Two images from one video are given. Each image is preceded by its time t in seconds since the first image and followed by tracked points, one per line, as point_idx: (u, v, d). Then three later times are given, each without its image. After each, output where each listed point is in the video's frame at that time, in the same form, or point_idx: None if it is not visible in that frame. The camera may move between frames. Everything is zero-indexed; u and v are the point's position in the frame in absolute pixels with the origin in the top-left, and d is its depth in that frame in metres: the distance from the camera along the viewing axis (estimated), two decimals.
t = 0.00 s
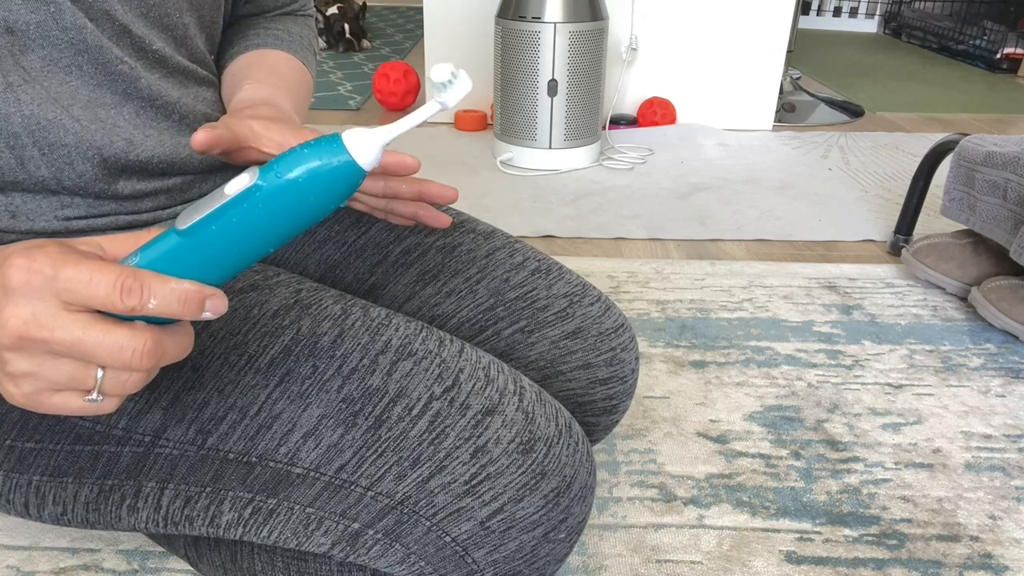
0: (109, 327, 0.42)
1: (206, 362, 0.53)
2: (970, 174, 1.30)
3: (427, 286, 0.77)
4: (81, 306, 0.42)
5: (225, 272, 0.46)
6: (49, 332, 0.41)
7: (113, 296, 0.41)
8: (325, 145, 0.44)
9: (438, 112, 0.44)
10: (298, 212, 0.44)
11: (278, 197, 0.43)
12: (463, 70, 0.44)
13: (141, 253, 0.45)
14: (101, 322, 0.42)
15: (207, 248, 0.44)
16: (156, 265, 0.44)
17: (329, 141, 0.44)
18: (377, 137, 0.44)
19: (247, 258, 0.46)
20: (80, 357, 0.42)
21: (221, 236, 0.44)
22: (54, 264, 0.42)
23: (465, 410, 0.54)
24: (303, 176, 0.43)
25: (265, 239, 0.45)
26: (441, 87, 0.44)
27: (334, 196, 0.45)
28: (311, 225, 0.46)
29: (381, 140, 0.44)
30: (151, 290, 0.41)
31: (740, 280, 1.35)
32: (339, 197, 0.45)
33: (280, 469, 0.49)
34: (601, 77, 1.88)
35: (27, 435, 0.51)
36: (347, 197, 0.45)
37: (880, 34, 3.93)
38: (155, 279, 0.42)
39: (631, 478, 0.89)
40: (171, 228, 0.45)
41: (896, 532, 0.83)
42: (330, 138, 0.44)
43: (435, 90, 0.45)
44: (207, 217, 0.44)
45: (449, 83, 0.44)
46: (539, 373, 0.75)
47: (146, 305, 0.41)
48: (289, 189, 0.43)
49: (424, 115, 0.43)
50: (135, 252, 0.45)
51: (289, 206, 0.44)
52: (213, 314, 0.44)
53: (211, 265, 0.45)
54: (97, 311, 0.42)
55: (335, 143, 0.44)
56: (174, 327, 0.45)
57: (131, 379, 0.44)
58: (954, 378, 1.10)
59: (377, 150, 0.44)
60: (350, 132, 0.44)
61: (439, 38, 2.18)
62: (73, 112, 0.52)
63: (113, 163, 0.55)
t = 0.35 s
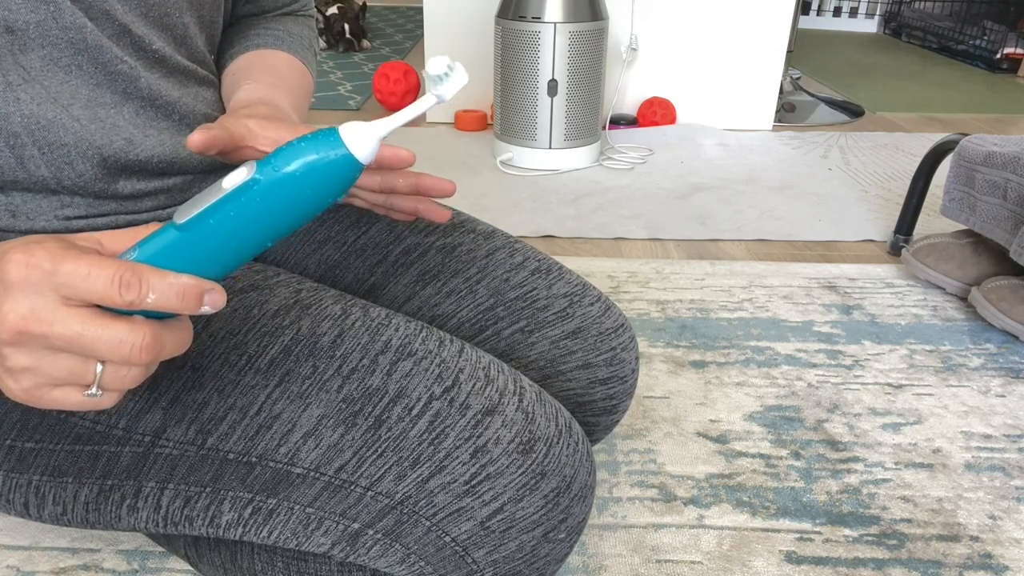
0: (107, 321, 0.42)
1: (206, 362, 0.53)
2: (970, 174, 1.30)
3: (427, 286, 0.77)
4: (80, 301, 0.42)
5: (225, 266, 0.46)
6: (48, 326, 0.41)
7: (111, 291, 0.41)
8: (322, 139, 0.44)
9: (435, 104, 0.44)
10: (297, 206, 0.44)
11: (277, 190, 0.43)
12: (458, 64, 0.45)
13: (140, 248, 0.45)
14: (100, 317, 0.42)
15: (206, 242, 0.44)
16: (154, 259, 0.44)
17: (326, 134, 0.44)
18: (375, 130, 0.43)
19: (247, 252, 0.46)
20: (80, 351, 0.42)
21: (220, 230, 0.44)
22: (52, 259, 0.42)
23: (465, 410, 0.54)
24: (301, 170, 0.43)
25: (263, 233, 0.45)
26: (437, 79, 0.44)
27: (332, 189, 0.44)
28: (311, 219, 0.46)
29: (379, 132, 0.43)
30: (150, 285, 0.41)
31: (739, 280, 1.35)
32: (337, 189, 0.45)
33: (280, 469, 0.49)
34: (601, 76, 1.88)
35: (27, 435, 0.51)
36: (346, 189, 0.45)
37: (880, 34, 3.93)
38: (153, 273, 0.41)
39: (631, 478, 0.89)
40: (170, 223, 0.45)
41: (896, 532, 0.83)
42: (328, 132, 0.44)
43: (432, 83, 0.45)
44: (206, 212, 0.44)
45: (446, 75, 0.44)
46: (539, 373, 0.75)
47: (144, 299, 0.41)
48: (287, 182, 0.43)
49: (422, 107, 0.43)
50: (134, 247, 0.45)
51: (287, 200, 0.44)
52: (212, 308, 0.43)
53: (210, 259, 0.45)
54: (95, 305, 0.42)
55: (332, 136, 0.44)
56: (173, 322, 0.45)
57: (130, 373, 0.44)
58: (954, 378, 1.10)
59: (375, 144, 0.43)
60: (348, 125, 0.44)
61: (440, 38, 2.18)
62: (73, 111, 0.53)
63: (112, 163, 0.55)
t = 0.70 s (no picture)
0: (105, 333, 0.42)
1: (206, 362, 0.53)
2: (970, 174, 1.30)
3: (427, 286, 0.77)
4: (78, 312, 0.42)
5: (224, 279, 0.46)
6: (46, 338, 0.41)
7: (110, 303, 0.41)
8: (323, 153, 0.43)
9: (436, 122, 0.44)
10: (297, 220, 0.44)
11: (277, 204, 0.43)
12: (461, 81, 0.44)
13: (139, 260, 0.45)
14: (99, 328, 0.42)
15: (205, 256, 0.44)
16: (153, 272, 0.44)
17: (327, 149, 0.43)
18: (375, 147, 0.43)
19: (247, 264, 0.46)
20: (77, 363, 0.42)
21: (220, 243, 0.44)
22: (51, 271, 0.42)
23: (465, 410, 0.54)
24: (301, 185, 0.43)
25: (263, 246, 0.45)
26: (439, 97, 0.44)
27: (332, 203, 0.44)
28: (310, 232, 0.46)
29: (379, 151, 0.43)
30: (148, 297, 0.41)
31: (740, 280, 1.35)
32: (337, 204, 0.44)
33: (280, 469, 0.49)
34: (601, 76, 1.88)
35: (27, 436, 0.51)
36: (346, 204, 0.45)
37: (880, 34, 3.93)
38: (153, 287, 0.42)
39: (631, 478, 0.89)
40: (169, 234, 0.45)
41: (896, 532, 0.83)
42: (329, 147, 0.44)
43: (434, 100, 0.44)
44: (206, 225, 0.44)
45: (448, 93, 0.44)
46: (539, 373, 0.75)
47: (143, 312, 0.41)
48: (289, 197, 0.43)
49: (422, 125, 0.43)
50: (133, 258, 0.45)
51: (288, 214, 0.44)
52: (210, 321, 0.43)
53: (209, 271, 0.45)
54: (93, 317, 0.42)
55: (333, 151, 0.43)
56: (170, 334, 0.45)
57: (128, 385, 0.44)
58: (954, 378, 1.10)
59: (374, 161, 0.43)
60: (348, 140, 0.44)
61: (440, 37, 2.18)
62: (73, 113, 0.52)
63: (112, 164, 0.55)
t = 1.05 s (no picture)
0: (128, 275, 0.41)
1: (206, 362, 0.53)
2: (970, 174, 1.30)
3: (428, 286, 0.77)
4: (98, 257, 0.41)
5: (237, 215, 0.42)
6: (68, 283, 0.41)
7: (130, 245, 0.40)
8: (334, 81, 0.37)
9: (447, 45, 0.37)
10: (307, 155, 0.39)
11: (287, 139, 0.38)
12: None
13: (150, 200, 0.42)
14: (122, 271, 0.41)
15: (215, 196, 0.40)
16: (166, 211, 0.41)
17: (338, 76, 0.38)
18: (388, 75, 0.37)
19: (259, 200, 0.41)
20: (102, 307, 0.42)
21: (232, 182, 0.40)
22: (67, 216, 0.41)
23: (465, 411, 0.54)
24: (310, 118, 0.37)
25: (274, 183, 0.40)
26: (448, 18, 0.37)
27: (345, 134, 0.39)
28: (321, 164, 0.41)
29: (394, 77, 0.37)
30: (168, 238, 0.40)
31: (740, 280, 1.35)
32: (350, 133, 0.39)
33: (280, 469, 0.49)
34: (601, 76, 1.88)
35: (26, 436, 0.51)
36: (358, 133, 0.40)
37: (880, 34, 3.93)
38: (170, 226, 0.40)
39: (631, 478, 0.89)
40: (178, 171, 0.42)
41: (896, 532, 0.83)
42: (338, 73, 0.38)
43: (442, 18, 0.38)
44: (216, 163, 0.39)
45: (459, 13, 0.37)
46: (539, 373, 0.75)
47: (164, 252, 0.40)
48: (299, 131, 0.38)
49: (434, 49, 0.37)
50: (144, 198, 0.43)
51: (296, 150, 0.38)
52: (230, 259, 0.42)
53: (220, 211, 0.41)
54: (114, 259, 0.41)
55: (343, 79, 0.37)
56: (190, 271, 0.45)
57: (153, 326, 0.45)
58: (954, 378, 1.10)
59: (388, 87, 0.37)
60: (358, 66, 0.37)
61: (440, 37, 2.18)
62: (81, 104, 0.53)
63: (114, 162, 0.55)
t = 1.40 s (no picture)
0: (127, 305, 0.41)
1: (206, 362, 0.53)
2: (970, 174, 1.30)
3: (428, 286, 0.77)
4: (99, 285, 0.41)
5: (240, 251, 0.44)
6: (68, 311, 0.41)
7: (131, 275, 0.40)
8: (342, 128, 0.39)
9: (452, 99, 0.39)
10: (311, 196, 0.41)
11: (292, 181, 0.40)
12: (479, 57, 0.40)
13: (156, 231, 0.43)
14: (123, 301, 0.41)
15: (220, 230, 0.42)
16: (169, 243, 0.42)
17: (345, 123, 0.39)
18: (392, 122, 0.38)
19: (263, 236, 0.43)
20: (100, 335, 0.42)
21: (237, 218, 0.41)
22: (71, 243, 0.41)
23: (465, 410, 0.54)
24: (316, 161, 0.39)
25: (278, 221, 0.42)
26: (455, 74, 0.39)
27: (348, 179, 0.40)
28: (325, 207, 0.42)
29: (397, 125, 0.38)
30: (170, 270, 0.40)
31: (740, 280, 1.35)
32: (354, 180, 0.40)
33: (280, 469, 0.49)
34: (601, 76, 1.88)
35: (27, 435, 0.51)
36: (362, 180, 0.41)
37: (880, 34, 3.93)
38: (173, 259, 0.41)
39: (631, 478, 0.89)
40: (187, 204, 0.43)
41: (896, 532, 0.83)
42: (347, 120, 0.39)
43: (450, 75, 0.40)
44: (224, 199, 0.41)
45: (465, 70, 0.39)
46: (539, 372, 0.75)
47: (164, 285, 0.41)
48: (304, 173, 0.39)
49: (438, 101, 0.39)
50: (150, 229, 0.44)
51: (302, 191, 0.40)
52: (227, 292, 0.43)
53: (224, 244, 0.43)
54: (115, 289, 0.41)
55: (351, 125, 0.39)
56: (188, 302, 0.45)
57: (147, 353, 0.45)
58: (954, 378, 1.10)
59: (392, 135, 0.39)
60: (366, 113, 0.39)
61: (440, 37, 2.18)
62: (80, 111, 0.53)
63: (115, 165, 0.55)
